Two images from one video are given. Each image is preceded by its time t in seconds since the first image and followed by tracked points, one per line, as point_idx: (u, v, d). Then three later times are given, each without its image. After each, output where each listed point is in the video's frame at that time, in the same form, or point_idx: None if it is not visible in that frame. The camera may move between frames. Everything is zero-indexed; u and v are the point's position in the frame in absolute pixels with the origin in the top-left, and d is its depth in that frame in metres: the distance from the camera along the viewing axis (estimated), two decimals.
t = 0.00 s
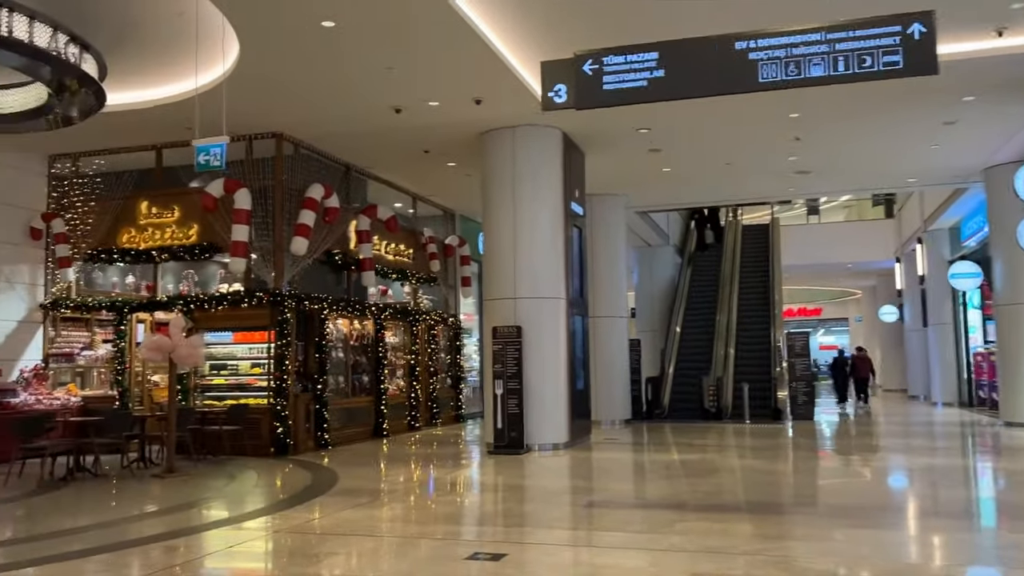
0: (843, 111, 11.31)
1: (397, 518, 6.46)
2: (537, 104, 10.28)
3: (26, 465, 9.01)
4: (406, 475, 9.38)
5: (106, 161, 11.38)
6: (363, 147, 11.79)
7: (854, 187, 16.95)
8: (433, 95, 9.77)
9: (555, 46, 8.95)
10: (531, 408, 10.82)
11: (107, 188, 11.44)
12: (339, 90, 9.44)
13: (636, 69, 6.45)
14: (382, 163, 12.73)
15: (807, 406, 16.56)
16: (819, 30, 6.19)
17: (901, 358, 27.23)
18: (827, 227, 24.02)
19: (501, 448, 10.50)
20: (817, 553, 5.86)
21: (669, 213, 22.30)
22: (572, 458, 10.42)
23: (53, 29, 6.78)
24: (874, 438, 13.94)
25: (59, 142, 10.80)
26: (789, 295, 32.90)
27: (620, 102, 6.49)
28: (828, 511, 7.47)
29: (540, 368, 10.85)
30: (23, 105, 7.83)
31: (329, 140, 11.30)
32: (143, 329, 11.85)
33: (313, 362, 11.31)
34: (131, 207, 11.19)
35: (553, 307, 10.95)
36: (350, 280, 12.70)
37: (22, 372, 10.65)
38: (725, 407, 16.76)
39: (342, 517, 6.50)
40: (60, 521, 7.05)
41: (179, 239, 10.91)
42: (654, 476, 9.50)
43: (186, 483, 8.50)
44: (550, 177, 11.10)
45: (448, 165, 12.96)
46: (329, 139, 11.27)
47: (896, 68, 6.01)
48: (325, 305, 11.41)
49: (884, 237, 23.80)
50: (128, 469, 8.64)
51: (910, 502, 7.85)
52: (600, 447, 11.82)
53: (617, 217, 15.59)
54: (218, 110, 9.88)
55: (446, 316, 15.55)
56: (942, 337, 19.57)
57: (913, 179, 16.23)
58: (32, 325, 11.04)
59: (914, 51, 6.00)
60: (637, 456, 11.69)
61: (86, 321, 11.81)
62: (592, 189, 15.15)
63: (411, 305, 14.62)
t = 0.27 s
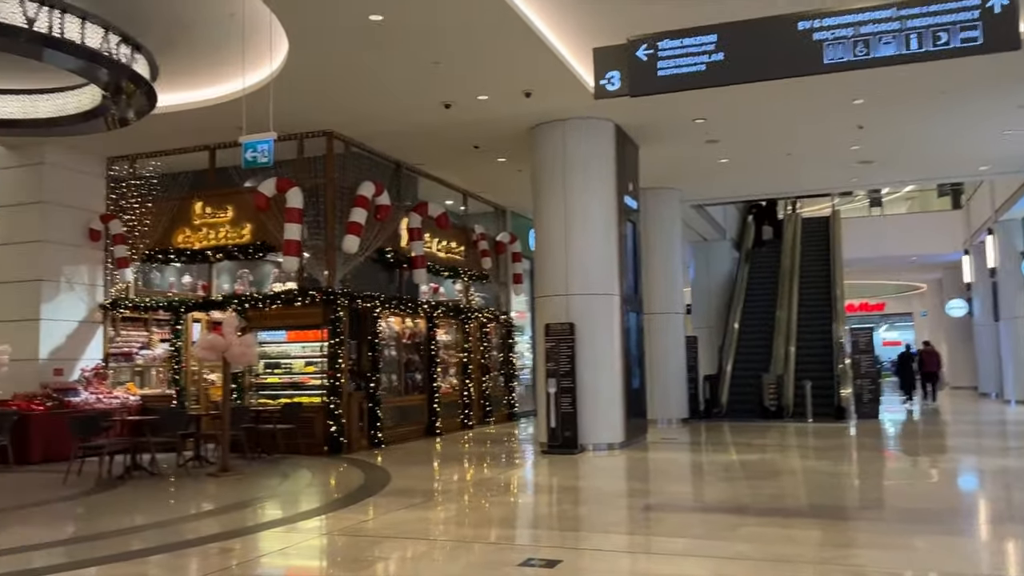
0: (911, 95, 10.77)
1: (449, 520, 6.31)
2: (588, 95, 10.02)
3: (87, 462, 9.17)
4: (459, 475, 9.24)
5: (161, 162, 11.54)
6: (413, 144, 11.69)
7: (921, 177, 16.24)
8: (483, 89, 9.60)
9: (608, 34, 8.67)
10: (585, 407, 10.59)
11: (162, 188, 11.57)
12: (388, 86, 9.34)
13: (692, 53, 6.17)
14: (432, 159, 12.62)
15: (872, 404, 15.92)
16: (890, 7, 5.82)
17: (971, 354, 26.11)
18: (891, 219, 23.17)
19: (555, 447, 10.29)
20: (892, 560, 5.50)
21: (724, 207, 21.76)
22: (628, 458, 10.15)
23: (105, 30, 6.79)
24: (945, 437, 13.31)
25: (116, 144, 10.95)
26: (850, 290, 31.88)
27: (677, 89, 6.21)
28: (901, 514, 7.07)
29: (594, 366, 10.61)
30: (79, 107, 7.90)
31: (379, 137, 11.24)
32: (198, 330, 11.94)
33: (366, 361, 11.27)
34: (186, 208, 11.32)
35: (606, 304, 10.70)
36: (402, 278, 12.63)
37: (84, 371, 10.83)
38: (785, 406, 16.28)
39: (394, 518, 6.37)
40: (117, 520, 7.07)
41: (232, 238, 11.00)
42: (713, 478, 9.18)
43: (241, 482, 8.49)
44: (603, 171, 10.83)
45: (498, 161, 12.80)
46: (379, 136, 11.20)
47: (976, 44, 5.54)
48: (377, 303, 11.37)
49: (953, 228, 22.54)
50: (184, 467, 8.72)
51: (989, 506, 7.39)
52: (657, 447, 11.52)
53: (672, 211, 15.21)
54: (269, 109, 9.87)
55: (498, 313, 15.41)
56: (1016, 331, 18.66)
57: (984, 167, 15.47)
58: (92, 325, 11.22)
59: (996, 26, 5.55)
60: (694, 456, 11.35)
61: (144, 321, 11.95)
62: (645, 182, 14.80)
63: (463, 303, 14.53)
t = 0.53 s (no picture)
0: (975, 77, 10.24)
1: (494, 522, 6.12)
2: (634, 85, 9.73)
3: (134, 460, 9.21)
4: (503, 474, 9.04)
5: (205, 161, 11.62)
6: (454, 138, 11.52)
7: (982, 165, 15.56)
8: (525, 80, 9.37)
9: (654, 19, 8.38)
10: (632, 406, 10.31)
11: (207, 186, 11.61)
12: (428, 78, 9.18)
13: (747, 34, 5.86)
14: (474, 154, 12.44)
15: (933, 401, 15.21)
16: None
17: None
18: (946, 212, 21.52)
19: (602, 446, 10.02)
20: (963, 566, 5.15)
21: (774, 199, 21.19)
22: (677, 458, 9.85)
23: (145, 25, 6.76)
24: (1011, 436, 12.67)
25: (161, 143, 11.00)
26: (903, 284, 30.90)
27: (730, 72, 5.92)
28: (970, 518, 6.67)
29: (641, 363, 10.32)
30: (123, 104, 7.83)
31: (421, 131, 11.10)
32: (243, 326, 12.04)
33: (410, 358, 11.14)
34: (230, 206, 11.35)
35: (653, 299, 10.39)
36: (445, 275, 12.47)
37: (131, 370, 10.91)
38: (840, 404, 15.66)
39: (438, 519, 6.20)
40: (162, 519, 7.04)
41: (276, 236, 10.97)
42: (767, 479, 8.83)
43: (285, 480, 8.42)
44: (649, 163, 10.51)
45: (541, 155, 12.57)
46: (421, 130, 11.06)
47: None
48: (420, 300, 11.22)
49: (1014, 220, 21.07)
50: (228, 465, 8.67)
51: None
52: (707, 447, 11.18)
53: (720, 204, 14.80)
54: (310, 104, 9.79)
55: (542, 310, 15.19)
56: None
57: None
58: (139, 323, 11.31)
59: None
60: (745, 456, 10.98)
61: (191, 318, 12.05)
62: (692, 174, 14.42)
63: (506, 299, 14.32)
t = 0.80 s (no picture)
0: None
1: (526, 524, 5.94)
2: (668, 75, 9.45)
3: (166, 458, 9.18)
4: (535, 474, 8.86)
5: (234, 158, 11.60)
6: (484, 132, 11.34)
7: None
8: (556, 71, 9.15)
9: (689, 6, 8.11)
10: (667, 404, 10.06)
11: (236, 184, 11.57)
12: (456, 70, 9.00)
13: (789, 15, 5.63)
14: (504, 148, 12.25)
15: (978, 400, 14.77)
16: None
17: None
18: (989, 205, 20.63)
19: (636, 446, 9.80)
20: None
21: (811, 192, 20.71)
22: (714, 458, 9.58)
23: (170, 19, 6.70)
24: None
25: (191, 140, 10.98)
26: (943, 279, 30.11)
27: (770, 56, 5.65)
28: None
29: (676, 361, 10.07)
30: (151, 100, 7.76)
31: (450, 126, 10.94)
32: (273, 324, 12.05)
33: (440, 355, 10.99)
34: (259, 203, 11.30)
35: (688, 295, 10.13)
36: (474, 271, 12.30)
37: (162, 367, 10.92)
38: (880, 401, 15.21)
39: (468, 521, 6.03)
40: (191, 519, 6.96)
41: (305, 233, 10.90)
42: (807, 480, 8.53)
43: (315, 479, 8.31)
44: (683, 155, 10.24)
45: (572, 148, 12.35)
46: (450, 125, 10.90)
47: None
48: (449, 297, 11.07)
49: None
50: (258, 464, 8.59)
51: None
52: (743, 446, 10.88)
53: (755, 198, 14.44)
54: (338, 99, 9.67)
55: (574, 307, 14.97)
56: None
57: None
58: (170, 321, 11.32)
59: None
60: (784, 456, 10.66)
61: (222, 316, 12.10)
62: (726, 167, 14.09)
63: (537, 296, 14.12)
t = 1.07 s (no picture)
0: None
1: (548, 527, 5.72)
2: (694, 64, 9.18)
3: (185, 456, 9.11)
4: (559, 474, 8.66)
5: (255, 153, 11.52)
6: (506, 126, 11.15)
7: None
8: (580, 61, 8.92)
9: None
10: (694, 403, 9.81)
11: (257, 179, 11.49)
12: (477, 61, 8.80)
13: None
14: (527, 142, 12.05)
15: (1016, 399, 14.44)
16: None
17: None
18: None
19: (662, 445, 9.56)
20: None
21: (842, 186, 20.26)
22: (743, 459, 9.31)
23: (184, 10, 6.60)
24: None
25: (211, 135, 10.90)
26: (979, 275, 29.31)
27: (805, 39, 5.37)
28: None
29: (703, 359, 9.80)
30: (168, 94, 7.64)
31: (472, 119, 10.75)
32: (294, 321, 11.98)
33: (461, 353, 10.81)
34: (280, 199, 11.20)
35: (716, 291, 9.86)
36: (497, 267, 12.12)
37: (183, 364, 10.87)
38: (914, 401, 14.80)
39: (489, 523, 5.83)
40: (208, 518, 6.84)
41: (325, 228, 10.78)
42: (841, 482, 8.23)
43: (334, 478, 8.17)
44: (711, 147, 9.97)
45: (597, 141, 12.12)
46: (472, 118, 10.72)
47: None
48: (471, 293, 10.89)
49: None
50: (277, 462, 8.47)
51: None
52: (773, 446, 10.59)
53: (785, 191, 14.10)
54: (358, 92, 9.52)
55: (599, 304, 14.73)
56: None
57: None
58: (191, 317, 11.27)
59: None
60: (815, 457, 10.35)
61: (243, 313, 12.05)
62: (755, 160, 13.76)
63: (561, 293, 13.91)
